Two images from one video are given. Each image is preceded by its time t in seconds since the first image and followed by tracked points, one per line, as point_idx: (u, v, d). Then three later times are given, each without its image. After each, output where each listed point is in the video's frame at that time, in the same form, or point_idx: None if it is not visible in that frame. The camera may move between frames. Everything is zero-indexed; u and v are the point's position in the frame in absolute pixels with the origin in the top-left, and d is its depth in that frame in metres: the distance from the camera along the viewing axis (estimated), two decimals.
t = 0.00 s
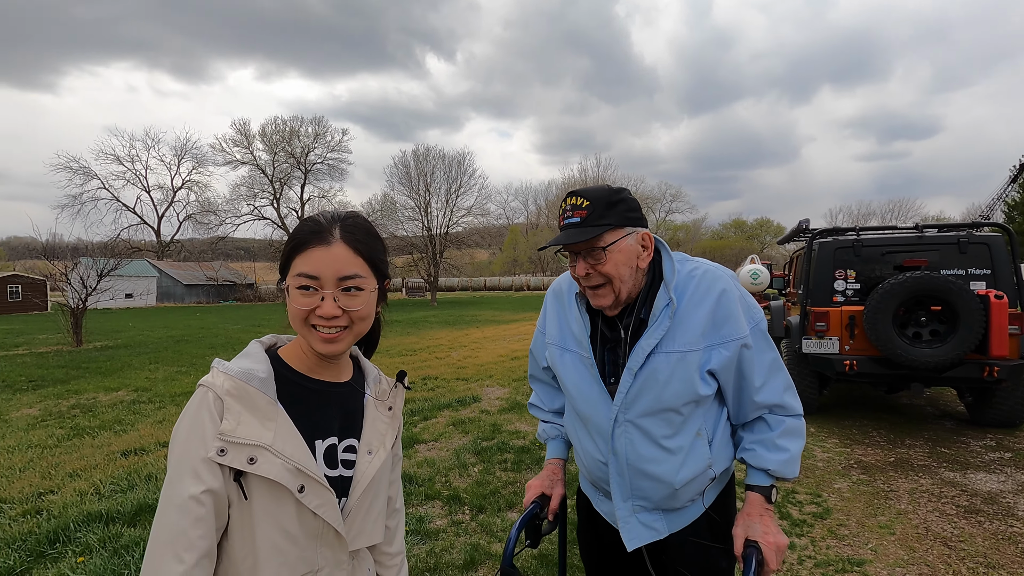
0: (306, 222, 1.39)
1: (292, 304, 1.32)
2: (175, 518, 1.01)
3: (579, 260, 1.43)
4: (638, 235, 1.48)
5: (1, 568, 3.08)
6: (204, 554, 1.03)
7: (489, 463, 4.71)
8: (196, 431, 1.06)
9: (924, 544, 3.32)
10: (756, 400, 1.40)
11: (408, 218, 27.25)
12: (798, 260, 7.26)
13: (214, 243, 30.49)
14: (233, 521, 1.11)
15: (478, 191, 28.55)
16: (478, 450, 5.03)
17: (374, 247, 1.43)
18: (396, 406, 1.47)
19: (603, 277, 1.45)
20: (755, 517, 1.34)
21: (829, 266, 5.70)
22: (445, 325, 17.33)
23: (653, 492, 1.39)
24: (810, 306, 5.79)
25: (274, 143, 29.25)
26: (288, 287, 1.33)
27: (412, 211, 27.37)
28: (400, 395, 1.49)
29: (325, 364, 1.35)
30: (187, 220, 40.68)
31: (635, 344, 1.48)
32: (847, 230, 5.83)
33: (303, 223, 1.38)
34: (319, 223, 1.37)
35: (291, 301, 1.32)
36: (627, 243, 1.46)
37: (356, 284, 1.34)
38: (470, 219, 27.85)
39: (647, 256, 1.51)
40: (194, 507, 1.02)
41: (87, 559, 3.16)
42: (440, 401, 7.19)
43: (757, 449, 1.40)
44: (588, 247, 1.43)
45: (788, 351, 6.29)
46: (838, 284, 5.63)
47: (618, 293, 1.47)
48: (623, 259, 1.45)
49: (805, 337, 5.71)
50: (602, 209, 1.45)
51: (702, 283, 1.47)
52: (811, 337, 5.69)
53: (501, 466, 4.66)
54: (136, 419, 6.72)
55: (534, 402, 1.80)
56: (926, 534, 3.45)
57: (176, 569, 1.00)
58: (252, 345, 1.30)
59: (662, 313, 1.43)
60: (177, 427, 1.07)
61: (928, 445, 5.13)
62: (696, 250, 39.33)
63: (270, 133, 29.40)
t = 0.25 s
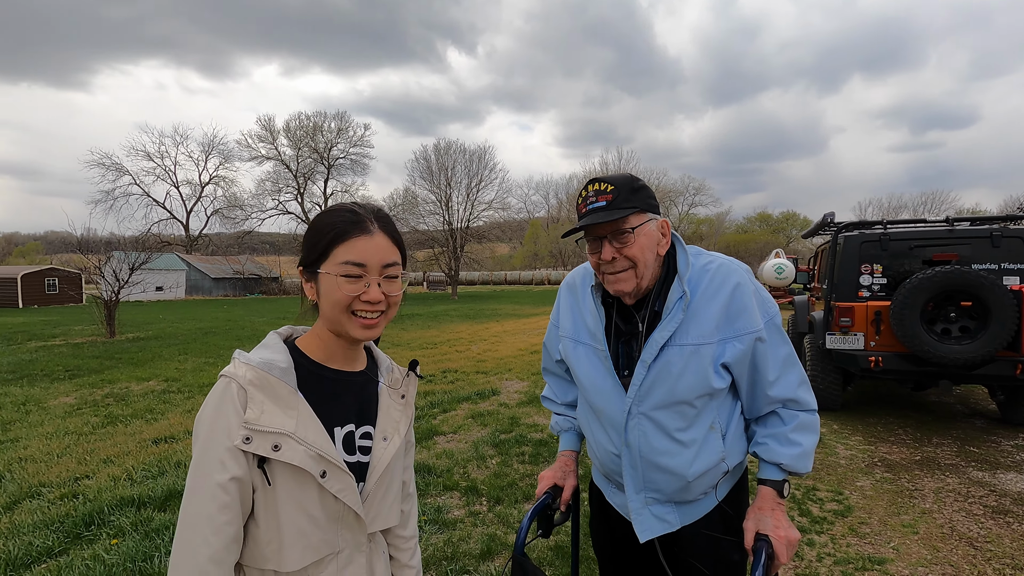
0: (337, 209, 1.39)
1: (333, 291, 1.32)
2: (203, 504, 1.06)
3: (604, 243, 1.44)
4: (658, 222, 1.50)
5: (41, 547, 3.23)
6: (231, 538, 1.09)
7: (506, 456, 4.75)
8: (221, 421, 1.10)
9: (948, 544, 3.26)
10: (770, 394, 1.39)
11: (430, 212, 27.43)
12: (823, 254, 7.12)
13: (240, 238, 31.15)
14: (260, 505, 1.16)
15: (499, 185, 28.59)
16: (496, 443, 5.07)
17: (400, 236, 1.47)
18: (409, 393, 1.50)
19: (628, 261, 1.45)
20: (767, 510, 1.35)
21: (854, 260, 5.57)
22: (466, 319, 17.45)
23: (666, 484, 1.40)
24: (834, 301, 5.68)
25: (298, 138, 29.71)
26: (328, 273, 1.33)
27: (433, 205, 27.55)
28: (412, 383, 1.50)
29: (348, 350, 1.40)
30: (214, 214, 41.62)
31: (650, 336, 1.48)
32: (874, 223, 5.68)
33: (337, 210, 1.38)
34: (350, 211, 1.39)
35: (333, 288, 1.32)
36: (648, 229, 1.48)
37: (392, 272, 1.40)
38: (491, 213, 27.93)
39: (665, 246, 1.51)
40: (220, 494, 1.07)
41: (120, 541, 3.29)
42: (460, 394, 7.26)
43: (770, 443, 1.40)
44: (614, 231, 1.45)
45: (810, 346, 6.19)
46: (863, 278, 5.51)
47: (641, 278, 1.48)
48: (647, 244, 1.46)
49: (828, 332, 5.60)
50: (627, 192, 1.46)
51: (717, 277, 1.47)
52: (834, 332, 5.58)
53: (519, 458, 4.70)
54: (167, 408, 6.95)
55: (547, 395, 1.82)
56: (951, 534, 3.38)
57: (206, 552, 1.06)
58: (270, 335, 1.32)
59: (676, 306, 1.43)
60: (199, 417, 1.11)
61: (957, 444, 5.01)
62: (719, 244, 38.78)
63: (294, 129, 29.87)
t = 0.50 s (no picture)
0: (359, 199, 1.39)
1: (381, 280, 1.36)
2: (246, 505, 1.07)
3: (618, 245, 1.44)
4: (667, 220, 1.50)
5: (66, 533, 3.33)
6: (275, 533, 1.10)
7: (518, 450, 4.77)
8: (254, 421, 1.11)
9: (965, 544, 3.21)
10: (776, 390, 1.39)
11: (445, 207, 27.51)
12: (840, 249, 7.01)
13: (259, 233, 31.56)
14: (294, 497, 1.18)
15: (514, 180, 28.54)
16: (509, 437, 5.10)
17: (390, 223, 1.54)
18: (402, 377, 1.52)
19: (641, 262, 1.46)
20: (770, 505, 1.35)
21: (872, 256, 5.47)
22: (480, 314, 17.50)
23: (673, 478, 1.41)
24: (852, 297, 5.59)
25: (315, 134, 29.99)
26: (377, 262, 1.35)
27: (448, 200, 27.63)
28: (403, 367, 1.53)
29: (360, 336, 1.42)
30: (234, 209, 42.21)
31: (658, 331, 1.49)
32: (893, 218, 5.57)
33: (354, 200, 1.38)
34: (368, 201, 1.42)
35: (382, 277, 1.36)
36: (657, 227, 1.48)
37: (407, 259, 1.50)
38: (506, 208, 27.92)
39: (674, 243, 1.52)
40: (261, 491, 1.08)
41: (141, 528, 3.39)
42: (473, 388, 7.31)
43: (775, 438, 1.40)
44: (627, 231, 1.44)
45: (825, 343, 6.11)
46: (881, 274, 5.41)
47: (649, 277, 1.48)
48: (658, 243, 1.47)
49: (845, 329, 5.53)
50: (637, 192, 1.47)
51: (725, 273, 1.47)
52: (852, 328, 5.51)
53: (531, 452, 4.71)
54: (186, 399, 7.10)
55: (555, 388, 1.83)
56: (967, 534, 3.33)
57: (255, 551, 1.07)
58: (273, 331, 1.31)
59: (684, 303, 1.44)
60: (225, 418, 1.10)
61: (976, 443, 4.92)
62: (736, 238, 38.28)
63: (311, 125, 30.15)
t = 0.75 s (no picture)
0: (363, 185, 1.42)
1: (392, 264, 1.41)
2: (291, 494, 1.06)
3: (615, 230, 1.46)
4: (672, 211, 1.50)
5: (88, 520, 3.43)
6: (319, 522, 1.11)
7: (528, 444, 4.79)
8: (290, 409, 1.11)
9: (981, 543, 3.16)
10: (783, 383, 1.39)
11: (458, 203, 27.58)
12: (857, 244, 6.91)
13: (275, 229, 31.94)
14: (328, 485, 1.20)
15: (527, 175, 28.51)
16: (519, 431, 5.12)
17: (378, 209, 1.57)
18: (395, 362, 1.56)
19: (637, 249, 1.47)
20: (775, 498, 1.35)
21: (890, 251, 5.38)
22: (493, 309, 17.56)
23: (678, 468, 1.42)
24: (868, 293, 5.51)
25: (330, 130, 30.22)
26: (390, 246, 1.40)
27: (461, 195, 27.69)
28: (394, 352, 1.57)
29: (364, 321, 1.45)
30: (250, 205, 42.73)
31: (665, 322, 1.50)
32: (912, 212, 5.46)
33: (362, 185, 1.41)
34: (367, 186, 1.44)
35: (393, 260, 1.41)
36: (660, 217, 1.47)
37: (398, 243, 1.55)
38: (519, 203, 27.89)
39: (681, 234, 1.52)
40: (306, 480, 1.08)
41: (160, 516, 3.47)
42: (485, 382, 7.35)
43: (781, 431, 1.40)
44: (625, 217, 1.46)
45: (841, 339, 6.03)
46: (899, 270, 5.32)
47: (650, 268, 1.48)
48: (657, 233, 1.47)
49: (862, 325, 5.46)
50: (641, 180, 1.46)
51: (732, 265, 1.47)
52: (868, 324, 5.44)
53: (542, 446, 4.73)
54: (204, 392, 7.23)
55: (564, 379, 1.84)
56: (984, 533, 3.28)
57: (305, 539, 1.07)
58: (281, 319, 1.31)
59: (691, 293, 1.44)
60: (261, 411, 1.08)
61: (996, 441, 4.83)
62: (753, 234, 37.81)
63: (326, 121, 30.40)
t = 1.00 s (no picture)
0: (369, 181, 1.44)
1: (399, 256, 1.51)
2: (327, 490, 1.08)
3: (608, 230, 1.46)
4: (669, 209, 1.48)
5: (103, 511, 3.49)
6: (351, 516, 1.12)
7: (536, 439, 4.80)
8: (323, 406, 1.12)
9: (993, 543, 3.12)
10: (786, 378, 1.38)
11: (468, 199, 27.62)
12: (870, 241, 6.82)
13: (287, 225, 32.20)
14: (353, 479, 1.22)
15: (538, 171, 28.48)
16: (527, 427, 5.13)
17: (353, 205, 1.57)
18: (381, 351, 1.57)
19: (631, 249, 1.47)
20: (777, 494, 1.34)
21: (903, 247, 5.30)
22: (503, 306, 17.59)
23: (678, 463, 1.42)
24: (881, 290, 5.44)
25: (341, 127, 30.40)
26: (398, 240, 1.49)
27: (471, 192, 27.74)
28: (379, 341, 1.57)
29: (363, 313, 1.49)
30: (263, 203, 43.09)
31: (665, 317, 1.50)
32: (926, 208, 5.37)
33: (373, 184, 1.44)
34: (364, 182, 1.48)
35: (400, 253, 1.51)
36: (657, 216, 1.47)
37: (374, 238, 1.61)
38: (529, 199, 27.88)
39: (678, 231, 1.50)
40: (342, 473, 1.10)
41: (172, 508, 3.53)
42: (494, 378, 7.38)
43: (784, 427, 1.39)
44: (618, 218, 1.46)
45: (852, 336, 5.97)
46: (912, 267, 5.24)
47: (645, 266, 1.49)
48: (651, 233, 1.46)
49: (874, 323, 5.40)
50: (633, 180, 1.46)
51: (734, 261, 1.46)
52: (880, 322, 5.38)
53: (549, 442, 4.74)
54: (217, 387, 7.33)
55: (570, 373, 1.84)
56: (996, 533, 3.23)
57: (341, 534, 1.09)
58: (301, 317, 1.30)
59: (692, 289, 1.43)
60: (297, 408, 1.09)
61: (1011, 441, 4.75)
62: (765, 230, 37.49)
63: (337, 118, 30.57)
